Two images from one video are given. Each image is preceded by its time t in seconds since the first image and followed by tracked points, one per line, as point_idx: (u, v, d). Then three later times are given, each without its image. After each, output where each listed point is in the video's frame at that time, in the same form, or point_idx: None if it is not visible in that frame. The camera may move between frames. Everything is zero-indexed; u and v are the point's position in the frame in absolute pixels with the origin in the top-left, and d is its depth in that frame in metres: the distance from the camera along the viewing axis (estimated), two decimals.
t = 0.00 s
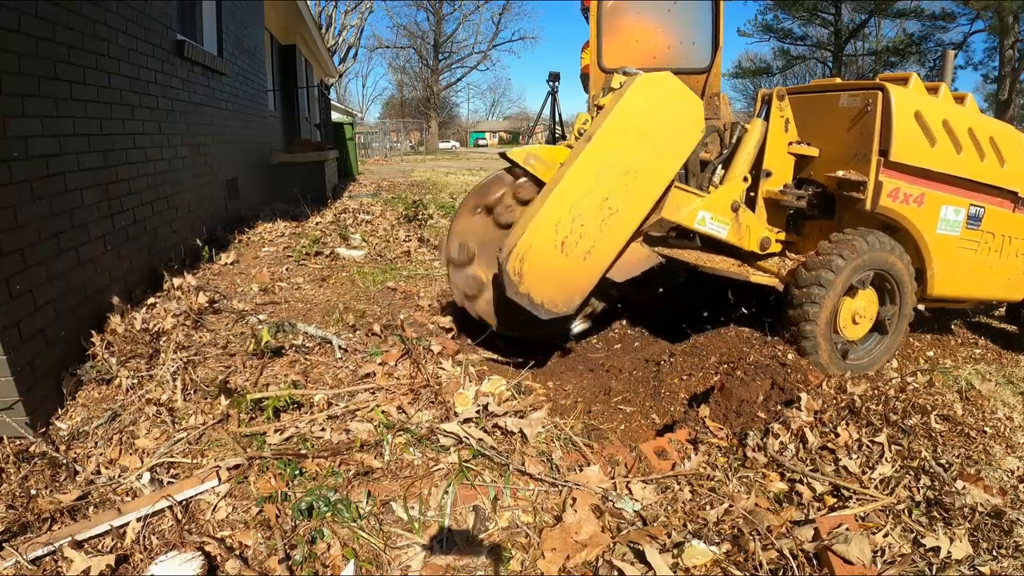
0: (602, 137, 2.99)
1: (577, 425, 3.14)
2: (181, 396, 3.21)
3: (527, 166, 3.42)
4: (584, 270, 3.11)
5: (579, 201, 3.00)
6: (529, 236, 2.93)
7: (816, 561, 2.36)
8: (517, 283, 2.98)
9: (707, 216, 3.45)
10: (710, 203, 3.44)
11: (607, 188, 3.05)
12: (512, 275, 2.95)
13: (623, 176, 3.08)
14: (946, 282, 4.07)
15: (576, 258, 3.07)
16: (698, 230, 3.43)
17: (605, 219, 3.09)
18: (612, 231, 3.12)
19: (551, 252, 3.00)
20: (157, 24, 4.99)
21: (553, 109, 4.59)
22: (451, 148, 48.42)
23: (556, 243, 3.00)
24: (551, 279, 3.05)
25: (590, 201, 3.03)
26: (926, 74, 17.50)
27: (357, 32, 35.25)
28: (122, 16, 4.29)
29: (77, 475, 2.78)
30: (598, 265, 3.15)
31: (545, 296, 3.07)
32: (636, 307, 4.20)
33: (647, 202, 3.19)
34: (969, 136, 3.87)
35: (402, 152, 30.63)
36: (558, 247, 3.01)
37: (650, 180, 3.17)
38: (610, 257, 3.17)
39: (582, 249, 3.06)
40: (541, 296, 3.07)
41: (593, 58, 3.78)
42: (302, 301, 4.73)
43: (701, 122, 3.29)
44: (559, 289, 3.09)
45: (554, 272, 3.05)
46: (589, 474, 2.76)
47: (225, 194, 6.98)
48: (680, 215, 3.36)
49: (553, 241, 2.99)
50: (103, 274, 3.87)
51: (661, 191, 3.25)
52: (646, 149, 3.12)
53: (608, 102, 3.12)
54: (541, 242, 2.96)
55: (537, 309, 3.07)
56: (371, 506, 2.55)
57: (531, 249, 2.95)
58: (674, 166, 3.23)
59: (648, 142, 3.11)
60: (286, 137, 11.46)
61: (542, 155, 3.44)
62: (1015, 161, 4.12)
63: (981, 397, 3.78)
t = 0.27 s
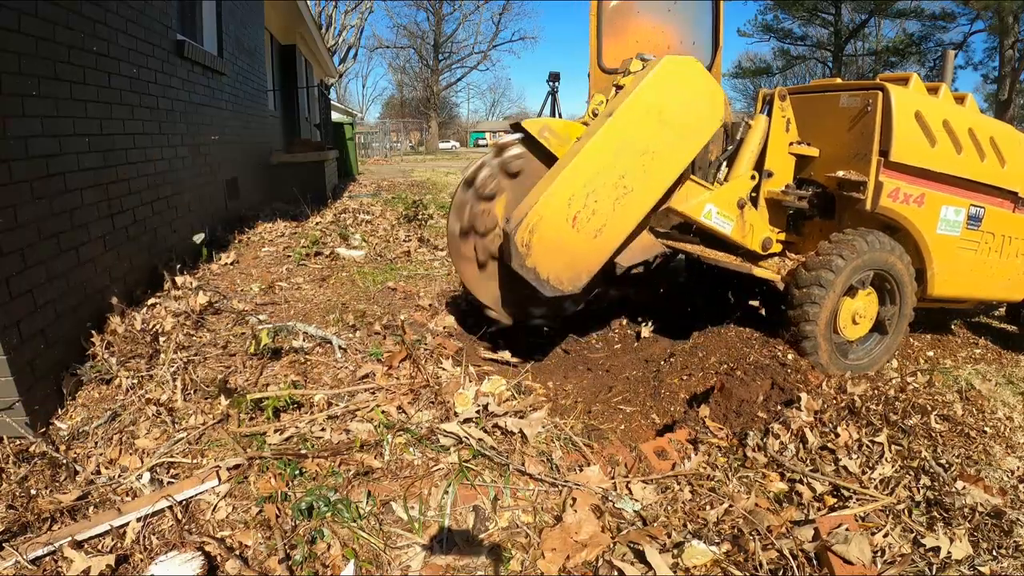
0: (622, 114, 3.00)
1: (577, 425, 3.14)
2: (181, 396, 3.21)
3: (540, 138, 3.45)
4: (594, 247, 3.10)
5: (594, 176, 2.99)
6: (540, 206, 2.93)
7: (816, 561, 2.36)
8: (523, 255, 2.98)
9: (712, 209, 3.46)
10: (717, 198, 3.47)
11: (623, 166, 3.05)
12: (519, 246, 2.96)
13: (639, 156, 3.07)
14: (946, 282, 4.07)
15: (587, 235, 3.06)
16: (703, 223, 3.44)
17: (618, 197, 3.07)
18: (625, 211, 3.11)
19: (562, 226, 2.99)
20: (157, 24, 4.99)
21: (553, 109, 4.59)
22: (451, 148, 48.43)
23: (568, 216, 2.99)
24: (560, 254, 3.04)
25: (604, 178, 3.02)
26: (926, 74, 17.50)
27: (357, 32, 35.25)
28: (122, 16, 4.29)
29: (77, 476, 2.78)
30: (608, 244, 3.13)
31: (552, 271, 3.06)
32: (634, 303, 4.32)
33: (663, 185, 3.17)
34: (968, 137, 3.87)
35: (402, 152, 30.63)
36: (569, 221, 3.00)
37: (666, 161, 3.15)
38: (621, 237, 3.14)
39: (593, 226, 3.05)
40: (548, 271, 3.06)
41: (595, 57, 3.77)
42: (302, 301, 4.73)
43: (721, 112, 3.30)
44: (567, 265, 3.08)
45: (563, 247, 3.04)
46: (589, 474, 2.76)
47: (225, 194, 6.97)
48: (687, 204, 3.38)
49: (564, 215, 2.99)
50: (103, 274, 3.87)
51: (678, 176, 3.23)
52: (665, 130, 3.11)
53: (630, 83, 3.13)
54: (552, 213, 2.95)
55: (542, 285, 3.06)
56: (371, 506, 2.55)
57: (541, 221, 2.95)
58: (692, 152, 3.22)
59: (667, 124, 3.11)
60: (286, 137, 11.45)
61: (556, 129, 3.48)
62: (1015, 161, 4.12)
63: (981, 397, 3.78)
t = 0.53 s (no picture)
0: (644, 89, 2.97)
1: (577, 425, 3.14)
2: (181, 396, 3.21)
3: (557, 109, 3.37)
4: (603, 221, 3.03)
5: (611, 147, 2.94)
6: (557, 171, 2.84)
7: (816, 561, 2.36)
8: (532, 222, 2.88)
9: (719, 202, 3.46)
10: (723, 191, 3.46)
11: (641, 142, 3.00)
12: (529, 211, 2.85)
13: (657, 133, 3.03)
14: (946, 282, 4.07)
15: (597, 208, 2.99)
16: (709, 215, 3.42)
17: (632, 174, 3.02)
18: (638, 188, 3.06)
19: (575, 195, 2.92)
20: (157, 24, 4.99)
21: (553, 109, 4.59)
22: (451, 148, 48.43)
23: (582, 185, 2.92)
24: (571, 223, 2.96)
25: (621, 151, 2.97)
26: (926, 75, 17.49)
27: (357, 32, 35.25)
28: (122, 16, 4.29)
29: (77, 476, 2.78)
30: (617, 220, 3.07)
31: (560, 241, 2.97)
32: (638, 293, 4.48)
33: (676, 167, 3.13)
34: (968, 137, 3.87)
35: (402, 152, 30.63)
36: (582, 190, 2.92)
37: (682, 142, 3.11)
38: (630, 214, 3.09)
39: (604, 199, 2.99)
40: (556, 241, 2.97)
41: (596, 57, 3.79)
42: (302, 301, 4.73)
43: (738, 103, 3.30)
44: (576, 237, 3.00)
45: (573, 218, 2.96)
46: (589, 474, 2.76)
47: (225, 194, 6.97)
48: (694, 194, 3.36)
49: (578, 183, 2.91)
50: (103, 274, 3.87)
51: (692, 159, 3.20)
52: (684, 111, 3.09)
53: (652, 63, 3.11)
54: (568, 180, 2.87)
55: (549, 254, 2.97)
56: (371, 506, 2.55)
57: (555, 187, 2.86)
58: (707, 137, 3.21)
59: (687, 105, 3.08)
60: (286, 137, 11.45)
61: (575, 102, 3.40)
62: (1015, 161, 4.12)
63: (981, 397, 3.78)
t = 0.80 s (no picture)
0: (663, 64, 3.00)
1: (577, 425, 3.14)
2: (181, 396, 3.21)
3: (574, 79, 3.55)
4: (608, 191, 3.02)
5: (624, 117, 2.95)
6: (567, 130, 2.87)
7: (816, 561, 2.36)
8: (537, 180, 2.89)
9: (723, 194, 3.45)
10: (728, 184, 3.46)
11: (654, 116, 3.01)
12: (535, 169, 2.87)
13: (670, 109, 3.04)
14: (946, 281, 4.07)
15: (604, 175, 2.99)
16: (712, 206, 3.42)
17: (642, 146, 3.02)
18: (647, 161, 3.05)
19: (583, 159, 2.93)
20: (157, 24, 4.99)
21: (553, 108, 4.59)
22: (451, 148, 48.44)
23: (590, 150, 2.93)
24: (576, 187, 2.96)
25: (633, 121, 2.98)
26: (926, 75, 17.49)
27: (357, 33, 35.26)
28: (122, 16, 4.29)
29: (77, 476, 2.78)
30: (622, 192, 3.05)
31: (563, 202, 2.97)
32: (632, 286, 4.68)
33: (688, 146, 3.12)
34: (968, 137, 3.87)
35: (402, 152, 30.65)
36: (590, 156, 2.94)
37: (695, 121, 3.12)
38: (637, 187, 3.07)
39: (613, 167, 2.99)
40: (559, 203, 2.97)
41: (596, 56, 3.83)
42: (302, 301, 4.73)
43: (755, 93, 3.32)
44: (580, 201, 2.99)
45: (579, 182, 2.96)
46: (589, 474, 2.76)
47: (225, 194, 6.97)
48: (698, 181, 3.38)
49: (587, 146, 2.92)
50: (103, 274, 3.86)
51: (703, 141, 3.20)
52: (700, 91, 3.10)
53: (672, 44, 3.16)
54: (577, 143, 2.89)
55: (550, 216, 2.96)
56: (371, 506, 2.55)
57: (563, 147, 2.87)
58: (722, 121, 3.21)
59: (704, 86, 3.10)
60: (286, 138, 11.45)
61: (590, 75, 3.58)
62: (1015, 161, 4.12)
63: (981, 397, 3.78)
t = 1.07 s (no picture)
0: (666, 60, 3.01)
1: (577, 425, 3.14)
2: (181, 396, 3.21)
3: (577, 74, 3.49)
4: (609, 184, 3.03)
5: (626, 111, 2.96)
6: (569, 123, 2.88)
7: (816, 561, 2.36)
8: (539, 171, 2.89)
9: (724, 193, 3.47)
10: (729, 182, 3.48)
11: (656, 112, 3.02)
12: (538, 160, 2.87)
13: (673, 105, 3.04)
14: (946, 281, 4.07)
15: (605, 168, 2.99)
16: (713, 204, 3.44)
17: (644, 142, 3.03)
18: (648, 156, 3.06)
19: (584, 152, 2.94)
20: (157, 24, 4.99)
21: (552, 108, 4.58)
22: (451, 148, 48.45)
23: (592, 143, 2.94)
24: (577, 180, 2.97)
25: (635, 116, 2.98)
26: (926, 75, 17.49)
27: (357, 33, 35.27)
28: (122, 16, 4.29)
29: (77, 476, 2.78)
30: (623, 186, 3.06)
31: (564, 195, 2.98)
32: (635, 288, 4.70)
33: (689, 142, 3.13)
34: (968, 137, 3.87)
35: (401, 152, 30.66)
36: (592, 150, 2.94)
37: (698, 118, 3.12)
38: (637, 182, 3.08)
39: (614, 161, 3.00)
40: (559, 195, 2.97)
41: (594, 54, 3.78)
42: (302, 301, 4.74)
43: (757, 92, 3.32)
44: (580, 194, 3.00)
45: (580, 176, 2.96)
46: (589, 474, 2.76)
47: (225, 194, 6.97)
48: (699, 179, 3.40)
49: (589, 140, 2.92)
50: (103, 274, 3.86)
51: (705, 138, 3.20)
52: (704, 88, 3.11)
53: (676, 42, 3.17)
54: (579, 136, 2.89)
55: (551, 208, 2.97)
56: (371, 506, 2.55)
57: (566, 139, 2.88)
58: (725, 119, 3.21)
59: (707, 83, 3.11)
60: (286, 138, 11.46)
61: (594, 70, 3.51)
62: (1015, 161, 4.12)
63: (981, 397, 3.78)
